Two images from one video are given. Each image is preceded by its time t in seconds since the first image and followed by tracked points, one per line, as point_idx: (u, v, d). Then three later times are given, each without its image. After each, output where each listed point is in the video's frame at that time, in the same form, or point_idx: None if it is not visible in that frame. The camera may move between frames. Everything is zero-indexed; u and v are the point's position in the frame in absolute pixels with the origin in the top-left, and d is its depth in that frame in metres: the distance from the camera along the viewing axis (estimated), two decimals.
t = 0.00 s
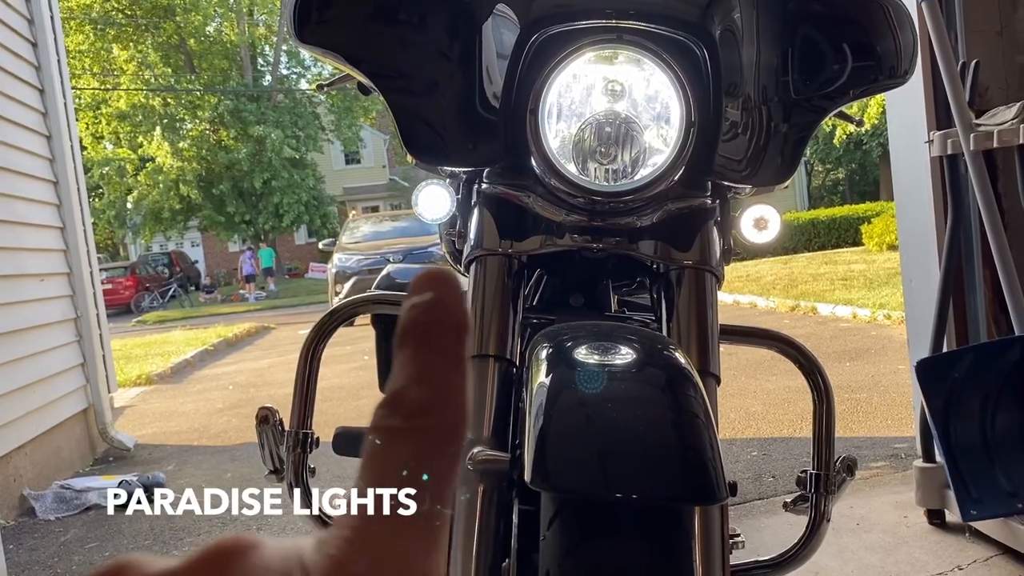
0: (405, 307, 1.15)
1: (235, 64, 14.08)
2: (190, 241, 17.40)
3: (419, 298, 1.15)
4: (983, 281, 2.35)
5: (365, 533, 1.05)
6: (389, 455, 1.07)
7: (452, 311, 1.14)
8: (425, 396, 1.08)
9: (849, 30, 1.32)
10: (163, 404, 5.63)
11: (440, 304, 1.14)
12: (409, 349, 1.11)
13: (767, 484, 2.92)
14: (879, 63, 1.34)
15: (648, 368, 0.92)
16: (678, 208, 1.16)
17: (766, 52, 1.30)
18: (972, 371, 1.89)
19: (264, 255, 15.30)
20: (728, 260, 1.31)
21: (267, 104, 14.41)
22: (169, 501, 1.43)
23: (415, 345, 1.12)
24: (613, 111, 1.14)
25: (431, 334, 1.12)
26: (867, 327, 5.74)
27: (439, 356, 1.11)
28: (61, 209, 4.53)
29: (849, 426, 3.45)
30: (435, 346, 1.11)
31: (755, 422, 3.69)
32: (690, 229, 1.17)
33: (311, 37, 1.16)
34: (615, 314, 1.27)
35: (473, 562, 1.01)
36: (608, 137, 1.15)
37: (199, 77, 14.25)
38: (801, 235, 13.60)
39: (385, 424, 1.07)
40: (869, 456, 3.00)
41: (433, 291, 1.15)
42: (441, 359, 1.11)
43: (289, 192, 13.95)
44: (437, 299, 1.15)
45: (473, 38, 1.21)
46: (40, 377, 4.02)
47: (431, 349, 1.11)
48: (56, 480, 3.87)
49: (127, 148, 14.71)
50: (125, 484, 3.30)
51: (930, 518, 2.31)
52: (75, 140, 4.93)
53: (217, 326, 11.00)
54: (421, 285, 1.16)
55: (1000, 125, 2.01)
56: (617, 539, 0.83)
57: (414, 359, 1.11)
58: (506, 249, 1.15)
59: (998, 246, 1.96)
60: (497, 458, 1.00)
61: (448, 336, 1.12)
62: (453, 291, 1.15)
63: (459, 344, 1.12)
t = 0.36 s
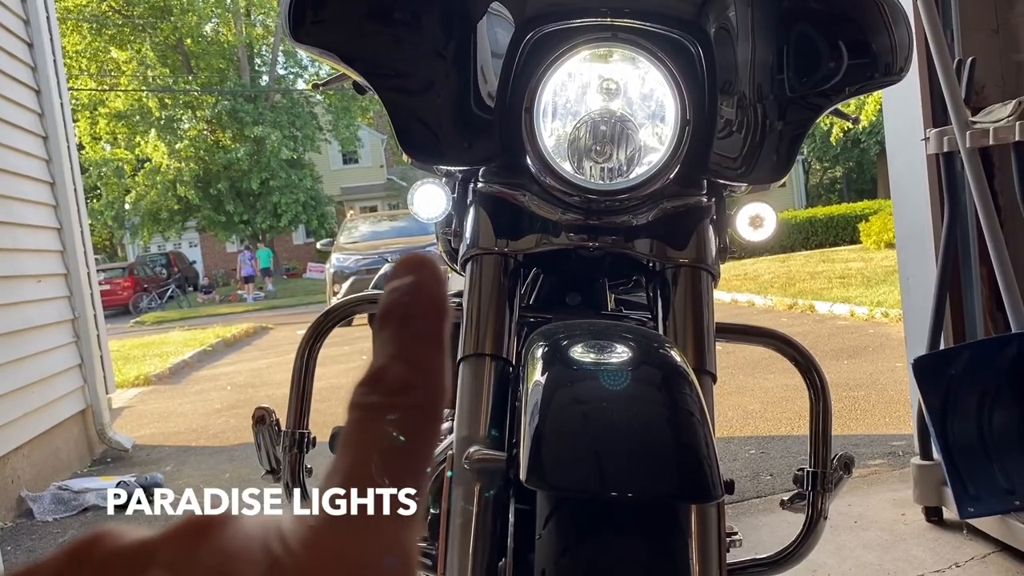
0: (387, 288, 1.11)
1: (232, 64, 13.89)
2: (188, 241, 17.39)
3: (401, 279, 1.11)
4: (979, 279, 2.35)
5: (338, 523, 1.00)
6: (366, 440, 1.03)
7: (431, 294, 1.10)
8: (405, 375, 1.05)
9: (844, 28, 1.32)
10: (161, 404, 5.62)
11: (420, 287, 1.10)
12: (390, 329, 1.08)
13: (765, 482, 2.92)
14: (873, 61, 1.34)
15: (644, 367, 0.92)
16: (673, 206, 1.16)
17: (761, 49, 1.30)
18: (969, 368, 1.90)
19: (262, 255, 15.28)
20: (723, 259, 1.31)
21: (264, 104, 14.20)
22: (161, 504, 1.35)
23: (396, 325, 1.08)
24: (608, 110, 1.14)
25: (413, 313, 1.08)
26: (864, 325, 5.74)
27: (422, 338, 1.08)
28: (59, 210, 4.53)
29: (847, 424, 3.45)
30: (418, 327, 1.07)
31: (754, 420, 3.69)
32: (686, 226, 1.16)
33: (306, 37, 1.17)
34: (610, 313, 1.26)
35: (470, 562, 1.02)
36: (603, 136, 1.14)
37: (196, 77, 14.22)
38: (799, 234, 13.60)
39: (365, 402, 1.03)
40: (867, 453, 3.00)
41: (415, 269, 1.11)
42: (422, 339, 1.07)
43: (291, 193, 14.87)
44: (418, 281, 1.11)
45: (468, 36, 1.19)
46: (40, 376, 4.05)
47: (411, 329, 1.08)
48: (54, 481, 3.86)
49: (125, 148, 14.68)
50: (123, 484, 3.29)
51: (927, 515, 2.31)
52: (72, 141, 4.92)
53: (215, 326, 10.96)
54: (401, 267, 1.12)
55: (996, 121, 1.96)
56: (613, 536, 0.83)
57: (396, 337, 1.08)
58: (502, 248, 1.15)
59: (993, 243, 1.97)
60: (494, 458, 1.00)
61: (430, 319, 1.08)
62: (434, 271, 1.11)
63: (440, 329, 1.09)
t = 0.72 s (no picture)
0: (396, 284, 1.11)
1: (229, 62, 13.47)
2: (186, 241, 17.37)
3: (409, 275, 1.11)
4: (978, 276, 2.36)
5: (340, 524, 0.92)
6: (370, 430, 0.99)
7: (440, 292, 1.11)
8: (417, 370, 1.04)
9: (843, 26, 1.31)
10: (159, 404, 5.61)
11: (429, 284, 1.11)
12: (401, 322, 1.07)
13: (764, 480, 2.92)
14: (872, 59, 1.34)
15: (644, 366, 0.92)
16: (673, 205, 1.16)
17: (760, 47, 1.29)
18: (968, 365, 1.90)
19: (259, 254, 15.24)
20: (722, 257, 1.31)
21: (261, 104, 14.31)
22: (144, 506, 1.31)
23: (405, 319, 1.07)
24: (607, 109, 1.14)
25: (423, 310, 1.08)
26: (862, 323, 5.74)
27: (431, 333, 1.07)
28: (56, 210, 4.53)
29: (845, 422, 3.45)
30: (427, 322, 1.07)
31: (752, 418, 3.69)
32: (685, 225, 1.17)
33: (304, 37, 1.16)
34: (610, 312, 1.26)
35: (470, 562, 1.02)
36: (602, 135, 1.14)
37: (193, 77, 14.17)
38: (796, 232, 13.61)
39: (377, 394, 1.01)
40: (865, 451, 3.00)
41: (425, 266, 1.12)
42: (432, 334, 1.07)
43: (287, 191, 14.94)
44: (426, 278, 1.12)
45: (467, 36, 1.20)
46: (37, 377, 4.04)
47: (422, 324, 1.07)
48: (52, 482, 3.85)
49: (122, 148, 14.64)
50: (122, 485, 3.29)
51: (926, 513, 2.31)
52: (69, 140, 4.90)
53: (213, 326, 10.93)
54: (411, 263, 1.12)
55: (993, 120, 1.96)
56: (613, 535, 0.83)
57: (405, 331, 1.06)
58: (501, 247, 1.15)
59: (992, 242, 1.97)
60: (494, 457, 1.00)
61: (439, 314, 1.09)
62: (444, 269, 1.12)
63: (447, 327, 1.09)
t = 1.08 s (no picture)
0: (389, 265, 1.08)
1: (227, 63, 14.10)
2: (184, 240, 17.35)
3: (403, 255, 1.08)
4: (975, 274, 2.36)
5: (338, 523, 0.93)
6: (364, 418, 0.99)
7: (434, 272, 1.08)
8: (409, 350, 1.02)
9: (839, 25, 1.32)
10: (157, 403, 5.61)
11: (424, 263, 1.08)
12: (394, 303, 1.05)
13: (761, 478, 2.92)
14: (869, 57, 1.33)
15: (641, 364, 0.92)
16: (669, 203, 1.16)
17: (756, 44, 1.29)
18: (964, 363, 1.90)
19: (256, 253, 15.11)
20: (720, 256, 1.31)
21: (259, 102, 14.29)
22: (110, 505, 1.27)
23: (400, 300, 1.06)
24: (605, 106, 1.14)
25: (417, 290, 1.06)
26: (860, 320, 5.74)
27: (426, 314, 1.05)
28: (52, 209, 4.52)
29: (842, 419, 3.45)
30: (421, 302, 1.05)
31: (750, 416, 3.69)
32: (682, 224, 1.18)
33: (301, 34, 1.16)
34: (607, 310, 1.27)
35: (468, 561, 1.01)
36: (599, 133, 1.14)
37: (190, 76, 14.16)
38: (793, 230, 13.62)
39: (369, 376, 1.01)
40: (862, 449, 3.00)
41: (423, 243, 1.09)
42: (427, 316, 1.05)
43: (285, 190, 14.72)
44: (421, 258, 1.09)
45: (463, 34, 1.20)
46: (34, 376, 4.03)
47: (416, 306, 1.05)
48: (50, 481, 3.85)
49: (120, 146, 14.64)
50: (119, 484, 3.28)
51: (923, 510, 2.31)
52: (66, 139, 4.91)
53: (211, 325, 10.93)
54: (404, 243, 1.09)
55: (991, 117, 1.96)
56: (610, 533, 0.83)
57: (398, 312, 1.05)
58: (498, 245, 1.16)
59: (988, 239, 1.97)
60: (491, 454, 1.00)
61: (434, 296, 1.06)
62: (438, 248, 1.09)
63: (443, 308, 1.07)
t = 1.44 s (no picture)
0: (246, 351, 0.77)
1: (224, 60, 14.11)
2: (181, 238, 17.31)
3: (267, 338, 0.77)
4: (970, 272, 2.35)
5: None
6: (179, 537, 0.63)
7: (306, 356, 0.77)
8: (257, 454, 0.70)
9: (834, 22, 1.32)
10: (153, 401, 5.60)
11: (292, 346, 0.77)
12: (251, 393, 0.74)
13: (757, 477, 2.92)
14: (864, 55, 1.34)
15: (633, 363, 0.91)
16: (663, 202, 1.16)
17: (749, 43, 1.29)
18: (959, 361, 1.89)
19: (255, 252, 14.88)
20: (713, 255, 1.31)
21: (256, 100, 14.27)
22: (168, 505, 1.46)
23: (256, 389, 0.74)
24: (597, 104, 1.13)
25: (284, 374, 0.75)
26: (856, 319, 5.74)
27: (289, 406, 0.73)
28: (48, 206, 4.51)
29: (838, 418, 3.45)
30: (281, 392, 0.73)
31: (746, 414, 3.69)
32: (675, 223, 1.17)
33: (294, 31, 1.17)
34: (600, 308, 1.27)
35: (460, 560, 1.02)
36: (592, 131, 1.13)
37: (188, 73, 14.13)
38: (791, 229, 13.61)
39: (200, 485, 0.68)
40: (858, 448, 3.00)
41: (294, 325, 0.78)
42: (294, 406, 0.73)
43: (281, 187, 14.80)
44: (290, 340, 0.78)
45: (456, 31, 1.19)
46: (30, 374, 4.02)
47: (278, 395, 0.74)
48: (44, 479, 3.84)
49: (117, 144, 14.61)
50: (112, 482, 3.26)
51: (918, 509, 2.30)
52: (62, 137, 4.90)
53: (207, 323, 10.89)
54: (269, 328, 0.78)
55: (986, 116, 1.93)
56: (602, 533, 0.82)
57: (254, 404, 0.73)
58: (491, 244, 1.15)
59: (984, 237, 1.96)
60: (483, 454, 0.99)
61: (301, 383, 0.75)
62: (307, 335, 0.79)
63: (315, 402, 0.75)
